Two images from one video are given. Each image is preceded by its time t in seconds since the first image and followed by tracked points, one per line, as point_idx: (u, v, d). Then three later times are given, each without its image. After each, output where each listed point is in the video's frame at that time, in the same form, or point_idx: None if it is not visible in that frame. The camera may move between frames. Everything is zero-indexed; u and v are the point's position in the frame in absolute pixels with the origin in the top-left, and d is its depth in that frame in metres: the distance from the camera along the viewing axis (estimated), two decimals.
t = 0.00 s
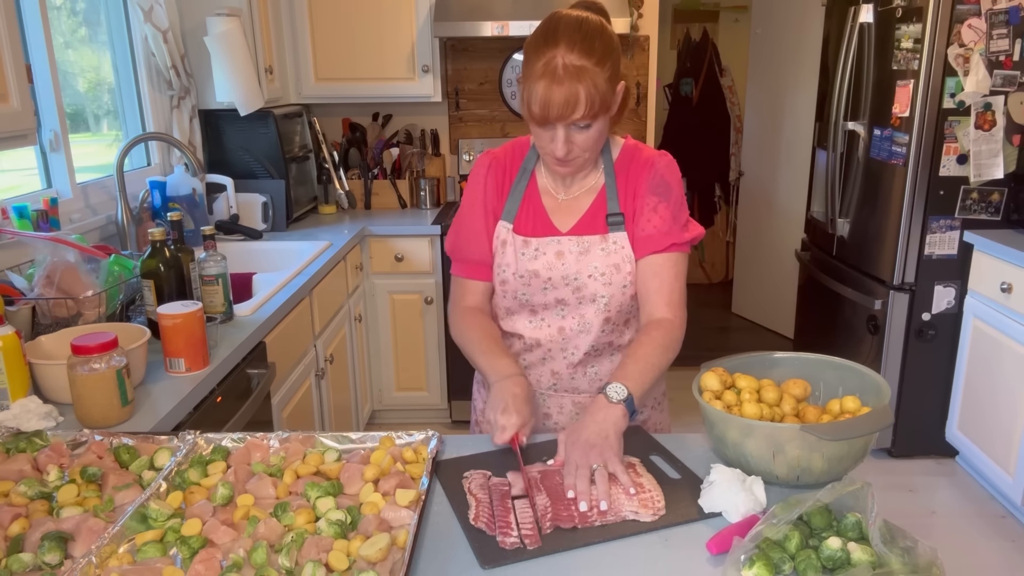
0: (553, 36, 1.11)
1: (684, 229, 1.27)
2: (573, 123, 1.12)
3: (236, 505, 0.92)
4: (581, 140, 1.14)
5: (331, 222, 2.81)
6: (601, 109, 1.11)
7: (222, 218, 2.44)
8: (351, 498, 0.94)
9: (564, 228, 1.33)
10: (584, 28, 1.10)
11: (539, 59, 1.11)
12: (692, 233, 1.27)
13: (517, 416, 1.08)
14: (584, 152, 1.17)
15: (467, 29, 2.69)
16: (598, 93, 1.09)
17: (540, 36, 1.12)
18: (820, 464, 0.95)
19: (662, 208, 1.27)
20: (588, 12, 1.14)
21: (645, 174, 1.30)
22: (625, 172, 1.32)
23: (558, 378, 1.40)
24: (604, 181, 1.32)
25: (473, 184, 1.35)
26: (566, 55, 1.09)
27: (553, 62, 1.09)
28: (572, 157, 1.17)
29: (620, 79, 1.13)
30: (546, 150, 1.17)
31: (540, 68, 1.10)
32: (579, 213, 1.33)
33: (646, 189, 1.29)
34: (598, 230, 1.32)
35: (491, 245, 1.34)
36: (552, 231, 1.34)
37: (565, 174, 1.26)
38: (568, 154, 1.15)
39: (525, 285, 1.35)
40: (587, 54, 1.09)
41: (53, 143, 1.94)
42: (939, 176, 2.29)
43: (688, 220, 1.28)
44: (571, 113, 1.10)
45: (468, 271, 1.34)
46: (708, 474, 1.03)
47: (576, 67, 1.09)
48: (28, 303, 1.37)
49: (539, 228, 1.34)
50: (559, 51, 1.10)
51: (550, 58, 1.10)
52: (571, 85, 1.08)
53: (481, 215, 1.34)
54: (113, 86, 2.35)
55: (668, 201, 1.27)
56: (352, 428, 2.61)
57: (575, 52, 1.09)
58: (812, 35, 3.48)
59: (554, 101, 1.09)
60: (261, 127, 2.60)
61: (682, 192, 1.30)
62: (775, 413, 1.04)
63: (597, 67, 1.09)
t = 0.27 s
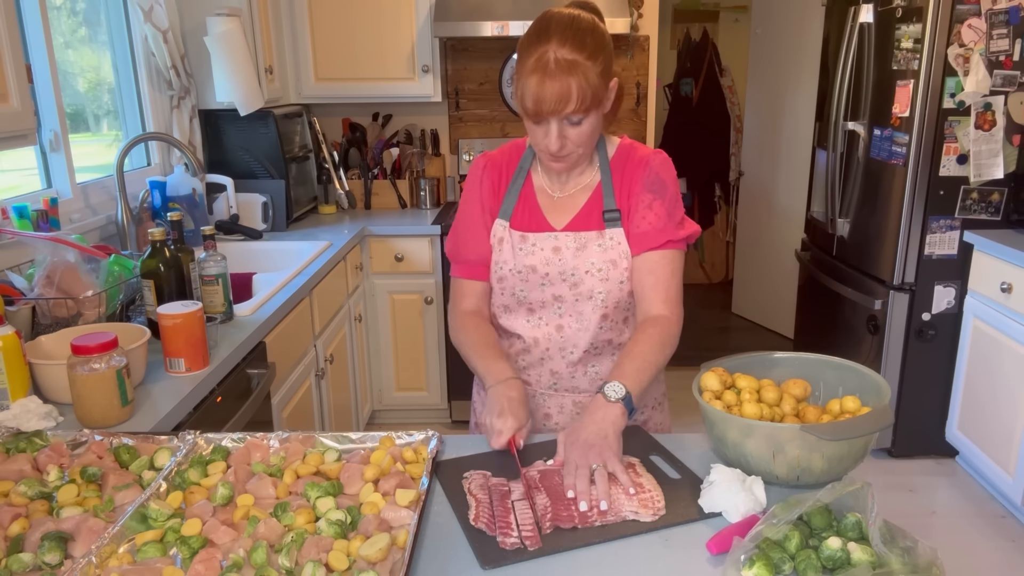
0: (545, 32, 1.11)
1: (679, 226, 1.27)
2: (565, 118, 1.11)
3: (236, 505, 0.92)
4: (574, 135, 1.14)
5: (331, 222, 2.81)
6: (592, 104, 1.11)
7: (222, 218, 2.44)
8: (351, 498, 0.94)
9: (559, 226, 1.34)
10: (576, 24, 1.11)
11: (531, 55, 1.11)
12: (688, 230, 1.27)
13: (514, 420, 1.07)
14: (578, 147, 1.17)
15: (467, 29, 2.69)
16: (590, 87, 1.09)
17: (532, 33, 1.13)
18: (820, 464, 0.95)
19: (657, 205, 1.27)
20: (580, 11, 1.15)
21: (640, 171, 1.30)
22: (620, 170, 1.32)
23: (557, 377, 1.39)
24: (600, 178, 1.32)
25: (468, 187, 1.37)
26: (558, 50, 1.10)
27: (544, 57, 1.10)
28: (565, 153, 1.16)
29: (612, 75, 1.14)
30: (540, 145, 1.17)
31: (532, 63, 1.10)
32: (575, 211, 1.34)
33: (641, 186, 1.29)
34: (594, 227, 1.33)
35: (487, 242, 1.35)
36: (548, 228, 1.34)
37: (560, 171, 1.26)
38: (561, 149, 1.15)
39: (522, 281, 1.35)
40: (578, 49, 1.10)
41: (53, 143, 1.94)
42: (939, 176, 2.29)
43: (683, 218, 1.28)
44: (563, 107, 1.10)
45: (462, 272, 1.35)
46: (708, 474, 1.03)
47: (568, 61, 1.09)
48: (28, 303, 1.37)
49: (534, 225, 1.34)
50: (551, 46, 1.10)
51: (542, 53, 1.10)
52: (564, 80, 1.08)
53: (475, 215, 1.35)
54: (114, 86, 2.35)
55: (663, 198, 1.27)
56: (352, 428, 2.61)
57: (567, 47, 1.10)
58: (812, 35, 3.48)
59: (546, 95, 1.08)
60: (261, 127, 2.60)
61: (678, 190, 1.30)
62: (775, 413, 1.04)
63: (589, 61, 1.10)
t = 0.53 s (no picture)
0: (543, 25, 1.13)
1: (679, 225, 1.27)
2: (564, 107, 1.11)
3: (236, 505, 0.92)
4: (573, 126, 1.14)
5: (331, 222, 2.81)
6: (591, 93, 1.11)
7: (222, 218, 2.44)
8: (351, 498, 0.94)
9: (562, 222, 1.34)
10: (574, 16, 1.13)
11: (529, 47, 1.12)
12: (688, 229, 1.27)
13: (511, 410, 1.09)
14: (578, 139, 1.16)
15: (467, 29, 2.69)
16: (588, 74, 1.09)
17: (531, 27, 1.14)
18: (820, 464, 0.95)
19: (658, 204, 1.27)
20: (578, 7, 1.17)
21: (642, 171, 1.30)
22: (622, 169, 1.32)
23: (559, 375, 1.39)
24: (602, 177, 1.32)
25: (469, 186, 1.37)
26: (556, 40, 1.11)
27: (542, 47, 1.10)
28: (564, 145, 1.16)
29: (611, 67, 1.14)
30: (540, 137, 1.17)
31: (530, 54, 1.11)
32: (576, 208, 1.33)
33: (643, 185, 1.29)
34: (596, 222, 1.33)
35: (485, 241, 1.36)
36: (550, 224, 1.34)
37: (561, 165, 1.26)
38: (561, 140, 1.15)
39: (524, 279, 1.35)
40: (576, 40, 1.11)
41: (53, 143, 1.94)
42: (939, 176, 2.29)
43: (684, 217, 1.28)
44: (561, 96, 1.10)
45: (460, 268, 1.36)
46: (709, 474, 1.03)
47: (565, 51, 1.10)
48: (28, 303, 1.37)
49: (537, 221, 1.35)
50: (549, 37, 1.11)
51: (540, 44, 1.11)
52: (562, 68, 1.08)
53: (475, 213, 1.36)
54: (114, 86, 2.35)
55: (664, 197, 1.27)
56: (352, 428, 2.61)
57: (565, 37, 1.11)
58: (812, 35, 3.48)
59: (544, 82, 1.09)
60: (261, 127, 2.60)
61: (679, 190, 1.30)
62: (775, 413, 1.04)
63: (587, 51, 1.10)
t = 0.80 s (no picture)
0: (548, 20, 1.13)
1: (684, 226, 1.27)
2: (570, 102, 1.11)
3: (236, 505, 0.92)
4: (578, 121, 1.14)
5: (331, 222, 2.81)
6: (597, 88, 1.11)
7: (222, 218, 2.44)
8: (351, 498, 0.94)
9: (565, 221, 1.34)
10: (579, 12, 1.13)
11: (534, 42, 1.13)
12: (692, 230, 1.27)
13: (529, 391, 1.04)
14: (583, 135, 1.17)
15: (467, 29, 2.69)
16: (594, 69, 1.09)
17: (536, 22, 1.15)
18: (820, 464, 0.95)
19: (663, 204, 1.27)
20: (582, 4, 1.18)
21: (646, 172, 1.30)
22: (625, 170, 1.32)
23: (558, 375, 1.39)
24: (605, 177, 1.32)
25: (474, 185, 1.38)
26: (562, 35, 1.11)
27: (548, 42, 1.11)
28: (569, 140, 1.16)
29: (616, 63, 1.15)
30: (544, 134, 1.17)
31: (536, 49, 1.12)
32: (578, 208, 1.34)
33: (647, 186, 1.29)
34: (599, 223, 1.33)
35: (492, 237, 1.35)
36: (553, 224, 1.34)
37: (565, 161, 1.26)
38: (566, 135, 1.15)
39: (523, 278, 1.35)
40: (582, 35, 1.11)
41: (53, 143, 1.94)
42: (939, 176, 2.29)
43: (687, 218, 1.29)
44: (567, 90, 1.10)
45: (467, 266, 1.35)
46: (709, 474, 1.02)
47: (571, 45, 1.10)
48: (28, 303, 1.37)
49: (540, 220, 1.35)
50: (555, 32, 1.12)
51: (545, 39, 1.12)
52: (567, 62, 1.09)
53: (481, 211, 1.36)
54: (114, 86, 2.35)
55: (669, 198, 1.27)
56: (352, 428, 2.61)
57: (570, 32, 1.11)
58: (812, 35, 3.48)
59: (550, 77, 1.09)
60: (261, 127, 2.60)
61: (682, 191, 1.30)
62: (775, 413, 1.04)
63: (592, 46, 1.11)
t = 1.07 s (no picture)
0: (560, 22, 1.13)
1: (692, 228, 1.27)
2: (582, 105, 1.11)
3: (236, 505, 0.92)
4: (588, 125, 1.14)
5: (331, 222, 2.81)
6: (610, 92, 1.11)
7: (222, 218, 2.44)
8: (351, 498, 0.94)
9: (573, 225, 1.34)
10: (591, 15, 1.13)
11: (546, 44, 1.12)
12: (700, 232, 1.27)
13: (538, 409, 1.05)
14: (592, 140, 1.16)
15: (467, 29, 2.69)
16: (607, 73, 1.09)
17: (547, 24, 1.14)
18: (820, 464, 0.95)
19: (671, 207, 1.27)
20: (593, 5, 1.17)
21: (653, 174, 1.30)
22: (633, 171, 1.32)
23: (566, 378, 1.40)
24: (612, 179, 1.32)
25: (480, 176, 1.35)
26: (575, 38, 1.11)
27: (560, 45, 1.11)
28: (580, 144, 1.16)
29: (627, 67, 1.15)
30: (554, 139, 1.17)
31: (548, 51, 1.11)
32: (587, 211, 1.34)
33: (655, 188, 1.29)
34: (607, 227, 1.33)
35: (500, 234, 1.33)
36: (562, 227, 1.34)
37: (573, 165, 1.26)
38: (576, 140, 1.15)
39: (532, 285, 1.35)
40: (594, 38, 1.11)
41: (53, 143, 1.95)
42: (939, 176, 2.29)
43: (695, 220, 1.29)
44: (580, 95, 1.10)
45: (469, 260, 1.32)
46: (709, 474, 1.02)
47: (584, 49, 1.10)
48: (28, 303, 1.37)
49: (548, 223, 1.34)
50: (567, 35, 1.11)
51: (557, 42, 1.11)
52: (581, 66, 1.08)
53: (487, 204, 1.34)
54: (113, 86, 2.35)
55: (677, 200, 1.28)
56: (352, 428, 2.61)
57: (583, 35, 1.11)
58: (812, 35, 3.48)
59: (564, 81, 1.08)
60: (261, 127, 2.60)
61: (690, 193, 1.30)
62: (775, 413, 1.04)
63: (605, 50, 1.11)
